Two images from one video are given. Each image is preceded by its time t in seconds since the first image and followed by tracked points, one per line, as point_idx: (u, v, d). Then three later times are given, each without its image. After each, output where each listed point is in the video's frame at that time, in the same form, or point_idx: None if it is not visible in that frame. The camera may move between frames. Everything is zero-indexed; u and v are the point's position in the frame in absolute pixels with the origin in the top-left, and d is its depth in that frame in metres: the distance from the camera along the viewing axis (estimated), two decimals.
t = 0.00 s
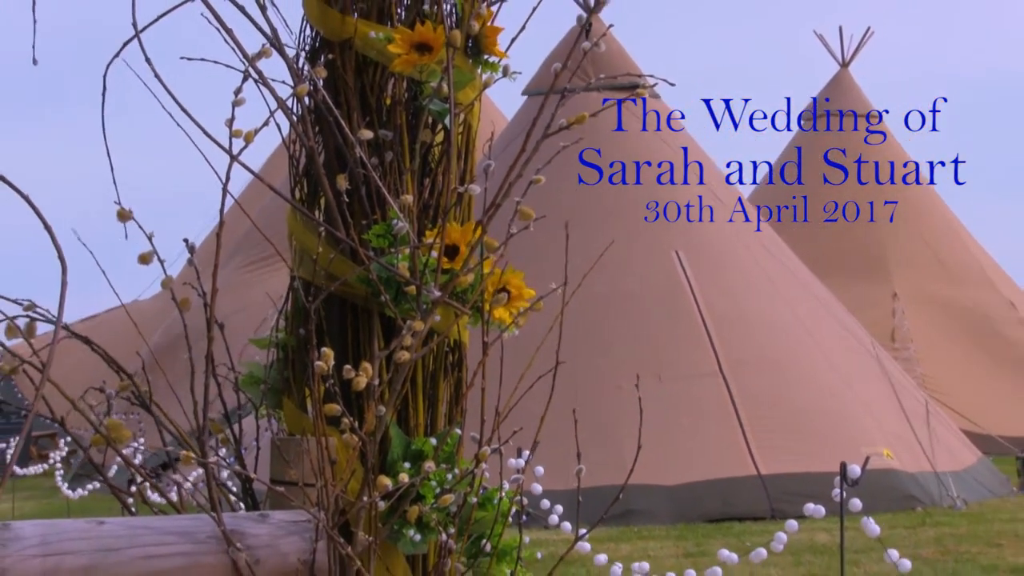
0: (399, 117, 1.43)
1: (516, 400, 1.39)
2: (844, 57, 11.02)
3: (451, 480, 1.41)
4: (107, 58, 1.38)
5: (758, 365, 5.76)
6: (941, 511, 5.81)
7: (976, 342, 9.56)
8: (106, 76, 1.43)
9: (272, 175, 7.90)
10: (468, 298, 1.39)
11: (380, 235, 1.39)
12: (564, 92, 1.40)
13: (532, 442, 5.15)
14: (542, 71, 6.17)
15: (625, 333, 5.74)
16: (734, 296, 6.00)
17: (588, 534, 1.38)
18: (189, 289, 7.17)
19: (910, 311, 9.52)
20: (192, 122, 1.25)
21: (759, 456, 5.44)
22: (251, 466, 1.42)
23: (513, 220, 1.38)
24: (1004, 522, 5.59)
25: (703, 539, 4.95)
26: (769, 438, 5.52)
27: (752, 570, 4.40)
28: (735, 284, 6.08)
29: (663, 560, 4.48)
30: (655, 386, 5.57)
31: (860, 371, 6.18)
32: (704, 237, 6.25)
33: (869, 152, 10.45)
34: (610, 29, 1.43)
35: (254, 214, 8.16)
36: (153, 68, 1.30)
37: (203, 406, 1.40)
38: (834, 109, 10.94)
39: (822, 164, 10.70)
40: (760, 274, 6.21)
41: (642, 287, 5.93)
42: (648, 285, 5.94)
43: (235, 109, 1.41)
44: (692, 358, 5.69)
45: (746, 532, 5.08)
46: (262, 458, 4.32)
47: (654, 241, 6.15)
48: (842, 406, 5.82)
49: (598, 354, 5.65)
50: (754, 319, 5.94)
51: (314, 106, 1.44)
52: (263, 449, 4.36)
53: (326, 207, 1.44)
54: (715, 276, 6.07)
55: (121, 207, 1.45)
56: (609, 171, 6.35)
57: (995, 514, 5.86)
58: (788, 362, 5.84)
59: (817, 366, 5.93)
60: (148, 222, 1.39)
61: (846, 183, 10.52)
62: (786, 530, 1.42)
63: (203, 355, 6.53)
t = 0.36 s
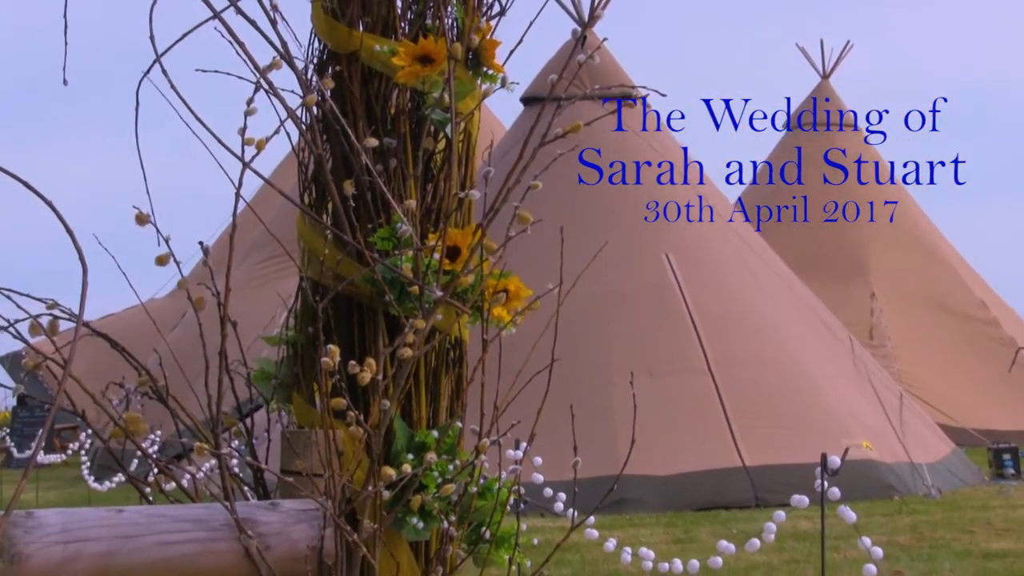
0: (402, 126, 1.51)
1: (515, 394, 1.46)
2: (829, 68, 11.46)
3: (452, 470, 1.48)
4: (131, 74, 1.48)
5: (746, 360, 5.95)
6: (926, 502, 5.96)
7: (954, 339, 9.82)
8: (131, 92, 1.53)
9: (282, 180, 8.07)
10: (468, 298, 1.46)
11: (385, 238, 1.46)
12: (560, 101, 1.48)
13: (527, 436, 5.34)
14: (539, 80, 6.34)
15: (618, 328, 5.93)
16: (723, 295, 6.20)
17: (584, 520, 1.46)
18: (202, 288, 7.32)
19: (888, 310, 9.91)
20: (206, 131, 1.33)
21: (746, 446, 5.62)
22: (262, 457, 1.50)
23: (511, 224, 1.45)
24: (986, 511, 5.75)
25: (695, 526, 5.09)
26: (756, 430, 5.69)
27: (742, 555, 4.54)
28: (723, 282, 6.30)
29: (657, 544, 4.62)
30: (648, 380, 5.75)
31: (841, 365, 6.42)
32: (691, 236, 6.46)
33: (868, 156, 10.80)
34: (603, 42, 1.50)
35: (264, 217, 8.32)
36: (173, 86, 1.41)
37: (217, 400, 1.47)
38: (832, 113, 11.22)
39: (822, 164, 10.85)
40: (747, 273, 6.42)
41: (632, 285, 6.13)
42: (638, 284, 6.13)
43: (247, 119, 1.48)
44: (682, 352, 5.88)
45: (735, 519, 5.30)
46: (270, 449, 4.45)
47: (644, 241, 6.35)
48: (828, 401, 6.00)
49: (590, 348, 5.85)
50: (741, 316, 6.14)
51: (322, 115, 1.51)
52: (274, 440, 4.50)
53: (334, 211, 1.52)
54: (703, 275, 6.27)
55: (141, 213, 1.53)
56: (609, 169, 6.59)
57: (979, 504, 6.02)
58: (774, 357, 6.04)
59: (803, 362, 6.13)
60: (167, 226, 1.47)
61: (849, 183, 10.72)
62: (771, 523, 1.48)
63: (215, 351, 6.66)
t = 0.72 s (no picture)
0: (407, 133, 1.59)
1: (514, 388, 1.54)
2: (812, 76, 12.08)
3: (455, 460, 1.56)
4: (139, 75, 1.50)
5: (733, 357, 6.44)
6: (908, 496, 6.19)
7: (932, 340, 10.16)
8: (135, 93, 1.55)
9: (292, 182, 8.21)
10: (469, 297, 1.54)
11: (390, 240, 1.53)
12: (557, 110, 1.55)
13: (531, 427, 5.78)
14: (536, 90, 6.54)
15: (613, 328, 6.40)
16: (710, 296, 6.71)
17: (578, 509, 1.53)
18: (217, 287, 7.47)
19: (870, 309, 10.33)
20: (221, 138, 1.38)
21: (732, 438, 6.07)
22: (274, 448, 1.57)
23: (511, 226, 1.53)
24: (966, 505, 5.96)
25: (683, 516, 5.39)
26: (740, 425, 6.14)
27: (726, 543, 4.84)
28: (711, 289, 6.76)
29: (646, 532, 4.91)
30: (640, 376, 6.23)
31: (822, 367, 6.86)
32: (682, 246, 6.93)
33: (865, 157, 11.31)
34: (598, 54, 1.58)
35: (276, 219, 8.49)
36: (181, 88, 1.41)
37: (231, 394, 1.55)
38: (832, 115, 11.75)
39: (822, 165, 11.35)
40: (733, 277, 6.94)
41: (627, 287, 6.62)
42: (632, 285, 6.63)
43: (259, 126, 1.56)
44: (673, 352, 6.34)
45: (722, 507, 5.74)
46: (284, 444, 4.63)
47: (639, 246, 6.86)
48: (809, 395, 6.48)
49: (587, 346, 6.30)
50: (728, 316, 6.63)
51: (330, 123, 1.59)
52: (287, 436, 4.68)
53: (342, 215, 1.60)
54: (693, 277, 6.79)
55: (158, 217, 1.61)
56: (609, 175, 7.15)
57: (959, 497, 6.24)
58: (759, 354, 6.52)
59: (785, 359, 6.61)
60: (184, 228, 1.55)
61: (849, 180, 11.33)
62: (756, 509, 1.56)
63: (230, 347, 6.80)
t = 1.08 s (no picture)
0: (412, 140, 1.68)
1: (514, 383, 1.62)
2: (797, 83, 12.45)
3: (457, 451, 1.64)
4: (157, 86, 1.58)
5: (721, 353, 6.77)
6: (890, 489, 6.45)
7: (912, 340, 10.75)
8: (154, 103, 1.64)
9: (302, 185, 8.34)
10: (472, 295, 1.62)
11: (397, 242, 1.62)
12: (555, 118, 1.63)
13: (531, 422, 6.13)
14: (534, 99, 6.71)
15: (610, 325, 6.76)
16: (700, 295, 7.04)
17: (576, 498, 1.62)
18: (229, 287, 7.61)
19: (851, 308, 10.88)
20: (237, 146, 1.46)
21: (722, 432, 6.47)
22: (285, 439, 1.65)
23: (511, 229, 1.61)
24: (946, 498, 6.22)
25: (676, 504, 5.70)
26: (730, 419, 6.52)
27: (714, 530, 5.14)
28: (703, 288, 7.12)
29: (641, 519, 5.20)
30: (634, 371, 6.57)
31: (807, 363, 7.24)
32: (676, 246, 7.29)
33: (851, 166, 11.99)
34: (594, 65, 1.66)
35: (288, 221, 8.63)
36: (197, 97, 1.49)
37: (245, 388, 1.63)
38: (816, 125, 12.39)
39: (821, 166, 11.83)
40: (722, 275, 7.27)
41: (620, 286, 6.94)
42: (626, 284, 6.95)
43: (272, 133, 1.64)
44: (666, 349, 6.69)
45: (712, 496, 6.15)
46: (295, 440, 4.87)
47: (632, 245, 7.18)
48: (794, 389, 6.85)
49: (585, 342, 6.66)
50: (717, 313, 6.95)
51: (340, 131, 1.67)
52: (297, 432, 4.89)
53: (351, 218, 1.68)
54: (683, 276, 7.11)
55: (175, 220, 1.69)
56: (609, 175, 7.48)
57: (940, 491, 6.50)
58: (747, 351, 6.86)
59: (771, 355, 6.96)
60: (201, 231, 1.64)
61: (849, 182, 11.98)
62: (744, 496, 1.64)
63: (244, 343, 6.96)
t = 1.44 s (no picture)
0: (417, 147, 1.76)
1: (513, 378, 1.70)
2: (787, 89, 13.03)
3: (460, 443, 1.72)
4: (175, 97, 1.68)
5: (708, 351, 7.35)
6: (872, 481, 6.71)
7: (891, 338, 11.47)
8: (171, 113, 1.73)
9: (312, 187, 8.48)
10: (473, 294, 1.70)
11: (403, 244, 1.70)
12: (553, 126, 1.72)
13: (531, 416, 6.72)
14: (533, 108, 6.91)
15: (605, 326, 7.34)
16: (689, 297, 7.60)
17: (572, 487, 1.70)
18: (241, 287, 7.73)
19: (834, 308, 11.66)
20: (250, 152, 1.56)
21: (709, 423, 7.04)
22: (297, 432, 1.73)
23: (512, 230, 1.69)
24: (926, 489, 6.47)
25: (667, 494, 5.97)
26: (717, 410, 7.10)
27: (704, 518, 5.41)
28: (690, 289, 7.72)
29: (634, 508, 5.45)
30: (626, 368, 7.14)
31: (787, 356, 7.85)
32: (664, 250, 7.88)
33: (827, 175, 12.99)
34: (590, 75, 1.74)
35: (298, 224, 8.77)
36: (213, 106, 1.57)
37: (258, 382, 1.71)
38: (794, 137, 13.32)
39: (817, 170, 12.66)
40: (710, 278, 7.84)
41: (615, 289, 7.53)
42: (620, 287, 7.53)
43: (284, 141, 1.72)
44: (657, 348, 7.28)
45: (701, 485, 6.67)
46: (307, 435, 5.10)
47: (626, 251, 7.77)
48: (777, 384, 7.39)
49: (582, 342, 7.22)
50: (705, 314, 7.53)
51: (348, 139, 1.76)
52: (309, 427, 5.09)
53: (358, 221, 1.77)
54: (674, 279, 7.69)
55: (192, 223, 1.77)
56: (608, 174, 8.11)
57: (921, 483, 6.75)
58: (733, 349, 7.44)
59: (755, 353, 7.52)
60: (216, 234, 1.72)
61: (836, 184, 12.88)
62: (733, 486, 1.73)
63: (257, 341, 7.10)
